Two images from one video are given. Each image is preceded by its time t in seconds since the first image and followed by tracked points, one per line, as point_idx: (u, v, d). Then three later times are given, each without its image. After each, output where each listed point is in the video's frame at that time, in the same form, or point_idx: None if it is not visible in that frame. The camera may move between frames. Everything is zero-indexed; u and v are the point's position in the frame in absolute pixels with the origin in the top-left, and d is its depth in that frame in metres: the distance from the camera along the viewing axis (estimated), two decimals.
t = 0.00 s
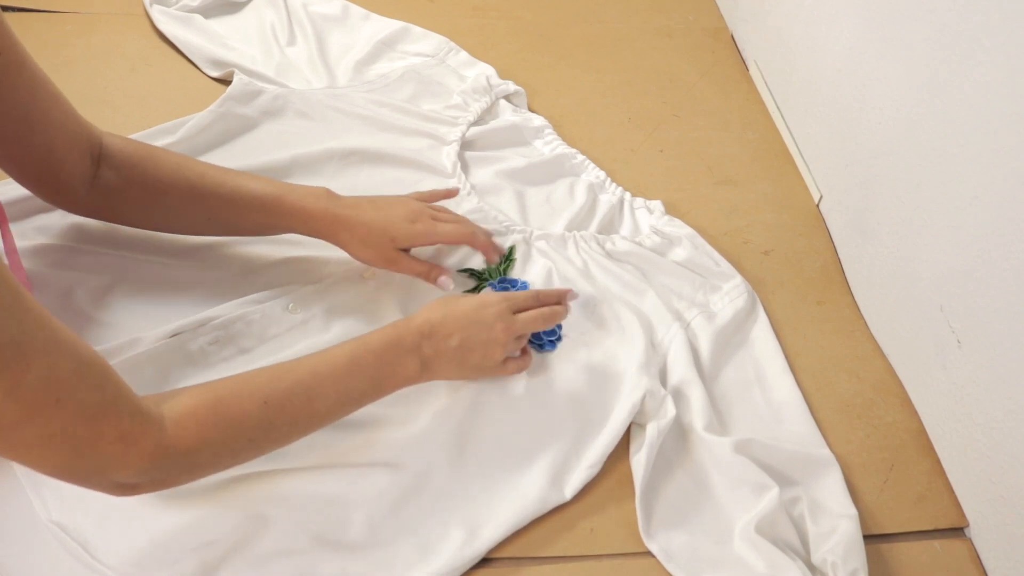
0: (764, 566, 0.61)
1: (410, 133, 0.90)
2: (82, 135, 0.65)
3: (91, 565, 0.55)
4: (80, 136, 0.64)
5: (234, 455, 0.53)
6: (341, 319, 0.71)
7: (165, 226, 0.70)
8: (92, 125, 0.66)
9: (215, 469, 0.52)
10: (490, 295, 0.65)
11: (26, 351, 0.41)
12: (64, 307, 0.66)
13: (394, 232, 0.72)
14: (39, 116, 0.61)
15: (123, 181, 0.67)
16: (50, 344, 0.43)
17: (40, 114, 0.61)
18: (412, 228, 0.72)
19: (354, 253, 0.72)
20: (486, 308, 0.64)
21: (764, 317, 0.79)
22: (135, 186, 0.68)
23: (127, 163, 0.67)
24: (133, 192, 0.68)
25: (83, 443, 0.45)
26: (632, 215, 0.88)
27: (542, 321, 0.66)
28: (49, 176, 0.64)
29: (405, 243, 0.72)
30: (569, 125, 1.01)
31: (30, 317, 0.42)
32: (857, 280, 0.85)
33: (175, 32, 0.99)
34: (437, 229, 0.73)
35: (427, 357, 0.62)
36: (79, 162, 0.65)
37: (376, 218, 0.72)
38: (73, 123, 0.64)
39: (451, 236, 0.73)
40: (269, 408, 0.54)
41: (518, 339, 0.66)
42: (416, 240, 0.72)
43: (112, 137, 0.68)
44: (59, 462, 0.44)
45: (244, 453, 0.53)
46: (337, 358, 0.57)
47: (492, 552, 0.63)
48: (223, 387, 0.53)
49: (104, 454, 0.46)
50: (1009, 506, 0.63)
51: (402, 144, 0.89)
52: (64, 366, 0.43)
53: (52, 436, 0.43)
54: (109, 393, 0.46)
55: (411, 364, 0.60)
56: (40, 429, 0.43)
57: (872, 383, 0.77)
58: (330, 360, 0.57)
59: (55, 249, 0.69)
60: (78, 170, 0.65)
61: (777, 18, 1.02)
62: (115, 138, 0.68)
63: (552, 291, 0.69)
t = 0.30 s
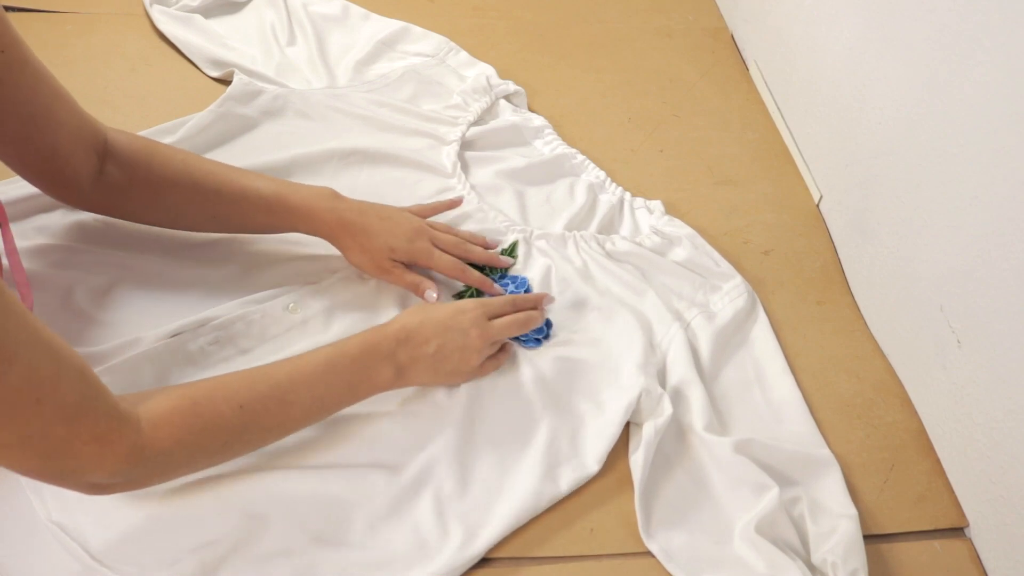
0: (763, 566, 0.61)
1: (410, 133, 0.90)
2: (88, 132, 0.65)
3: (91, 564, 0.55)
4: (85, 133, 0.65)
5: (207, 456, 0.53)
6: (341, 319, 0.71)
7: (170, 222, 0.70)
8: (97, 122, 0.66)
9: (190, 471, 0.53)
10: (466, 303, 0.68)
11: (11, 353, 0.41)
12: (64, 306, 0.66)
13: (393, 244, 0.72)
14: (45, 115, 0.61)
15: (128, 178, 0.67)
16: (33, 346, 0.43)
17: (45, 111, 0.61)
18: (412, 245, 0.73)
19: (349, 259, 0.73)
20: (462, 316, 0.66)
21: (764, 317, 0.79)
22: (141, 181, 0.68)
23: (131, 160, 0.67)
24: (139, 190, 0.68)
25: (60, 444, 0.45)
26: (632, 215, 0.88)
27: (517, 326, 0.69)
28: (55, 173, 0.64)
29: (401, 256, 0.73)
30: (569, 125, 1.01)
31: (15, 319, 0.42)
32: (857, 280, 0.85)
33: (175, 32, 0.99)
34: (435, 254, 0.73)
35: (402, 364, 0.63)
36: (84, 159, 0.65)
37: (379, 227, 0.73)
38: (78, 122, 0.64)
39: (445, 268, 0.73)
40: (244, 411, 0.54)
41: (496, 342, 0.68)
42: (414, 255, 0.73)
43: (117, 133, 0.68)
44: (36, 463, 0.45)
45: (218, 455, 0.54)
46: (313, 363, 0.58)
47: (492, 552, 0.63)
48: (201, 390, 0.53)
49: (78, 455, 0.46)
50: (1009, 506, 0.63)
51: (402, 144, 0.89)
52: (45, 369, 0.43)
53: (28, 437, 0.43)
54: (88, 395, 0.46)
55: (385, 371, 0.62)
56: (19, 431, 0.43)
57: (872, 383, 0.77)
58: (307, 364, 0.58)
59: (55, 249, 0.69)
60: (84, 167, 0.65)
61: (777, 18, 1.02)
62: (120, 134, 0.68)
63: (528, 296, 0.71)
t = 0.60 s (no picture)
0: (764, 566, 0.61)
1: (410, 133, 0.90)
2: (100, 127, 0.64)
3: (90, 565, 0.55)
4: (97, 129, 0.64)
5: (224, 451, 0.53)
6: (341, 319, 0.71)
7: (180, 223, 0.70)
8: (110, 118, 0.66)
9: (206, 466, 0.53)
10: (480, 320, 0.68)
11: (10, 338, 0.41)
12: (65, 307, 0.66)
13: (405, 253, 0.72)
14: (51, 108, 0.61)
15: (141, 176, 0.67)
16: (32, 333, 0.42)
17: (52, 105, 0.61)
18: (424, 254, 0.72)
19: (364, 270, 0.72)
20: (476, 332, 0.67)
21: (764, 317, 0.79)
22: (152, 180, 0.67)
23: (144, 158, 0.67)
24: (152, 188, 0.67)
25: (67, 429, 0.45)
26: (632, 215, 0.88)
27: (537, 343, 0.68)
28: (65, 168, 0.64)
29: (417, 266, 0.72)
30: (569, 125, 1.01)
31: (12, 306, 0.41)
32: (857, 280, 0.85)
33: (174, 32, 0.99)
34: (450, 261, 0.72)
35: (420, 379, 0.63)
36: (95, 154, 0.64)
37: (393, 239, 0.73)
38: (89, 116, 0.63)
39: (462, 273, 0.72)
40: (261, 408, 0.54)
41: (517, 361, 0.68)
42: (430, 265, 0.72)
43: (130, 129, 0.67)
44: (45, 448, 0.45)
45: (236, 450, 0.53)
46: (330, 369, 0.59)
47: (492, 552, 0.63)
48: (219, 383, 0.54)
49: (85, 442, 0.46)
50: (1009, 506, 0.63)
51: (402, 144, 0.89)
52: (46, 354, 0.43)
53: (33, 425, 0.43)
54: (91, 381, 0.45)
55: (402, 383, 0.62)
56: (23, 418, 0.43)
57: (872, 383, 0.77)
58: (326, 370, 0.59)
59: (54, 248, 0.69)
60: (94, 163, 0.64)
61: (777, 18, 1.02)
62: (133, 131, 0.67)
63: (549, 315, 0.71)
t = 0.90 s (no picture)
0: (764, 566, 0.61)
1: (410, 133, 0.90)
2: (103, 118, 0.64)
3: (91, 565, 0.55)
4: (101, 121, 0.64)
5: (257, 447, 0.53)
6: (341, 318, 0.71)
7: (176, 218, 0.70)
8: (115, 110, 0.66)
9: (238, 464, 0.53)
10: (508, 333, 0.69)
11: (27, 325, 0.41)
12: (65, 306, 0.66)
13: (398, 276, 0.72)
14: (53, 102, 0.60)
15: (145, 167, 0.67)
16: (51, 322, 0.42)
17: (55, 99, 0.60)
18: (415, 280, 0.72)
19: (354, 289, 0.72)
20: (506, 343, 0.68)
21: (764, 317, 0.79)
22: (154, 174, 0.67)
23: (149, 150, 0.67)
24: (158, 181, 0.67)
25: (100, 419, 0.45)
26: (632, 215, 0.88)
27: (567, 348, 0.68)
28: (68, 159, 0.63)
29: (404, 288, 0.72)
30: (569, 125, 1.01)
31: (27, 295, 0.42)
32: (857, 280, 0.85)
33: (175, 32, 0.99)
34: (439, 295, 0.73)
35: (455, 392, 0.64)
36: (98, 147, 0.64)
37: (396, 259, 0.73)
38: (94, 108, 0.63)
39: (447, 307, 0.72)
40: (293, 405, 0.55)
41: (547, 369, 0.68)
42: (416, 287, 0.72)
43: (132, 121, 0.67)
44: (78, 440, 0.45)
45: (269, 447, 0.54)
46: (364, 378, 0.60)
47: (492, 552, 0.63)
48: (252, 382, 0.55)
49: (118, 431, 0.46)
50: (1009, 506, 0.63)
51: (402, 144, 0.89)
52: (69, 343, 0.43)
53: (63, 414, 0.43)
54: (119, 369, 0.46)
55: (438, 394, 0.63)
56: (52, 407, 0.43)
57: (872, 383, 0.77)
58: (363, 379, 0.60)
59: (54, 246, 0.69)
60: (97, 154, 0.64)
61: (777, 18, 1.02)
62: (136, 124, 0.67)
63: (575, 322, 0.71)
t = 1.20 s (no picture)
0: (763, 566, 0.61)
1: (410, 133, 0.90)
2: (123, 116, 0.63)
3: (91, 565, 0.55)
4: (123, 118, 0.63)
5: (250, 449, 0.53)
6: (341, 318, 0.71)
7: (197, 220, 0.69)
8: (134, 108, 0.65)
9: (230, 465, 0.53)
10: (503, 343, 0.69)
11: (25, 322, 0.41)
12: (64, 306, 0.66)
13: (428, 281, 0.71)
14: (68, 100, 0.59)
15: (170, 167, 0.66)
16: (48, 319, 0.42)
17: (70, 97, 0.59)
18: (447, 282, 0.72)
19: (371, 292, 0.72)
20: (501, 355, 0.67)
21: (764, 317, 0.79)
22: (177, 176, 0.66)
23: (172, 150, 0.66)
24: (184, 181, 0.66)
25: (96, 415, 0.45)
26: (632, 215, 0.88)
27: (562, 359, 0.68)
28: (89, 157, 0.62)
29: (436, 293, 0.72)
30: (570, 125, 1.01)
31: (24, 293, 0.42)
32: (857, 280, 0.85)
33: (174, 32, 0.99)
34: (473, 290, 0.72)
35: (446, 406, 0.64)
36: (120, 147, 0.63)
37: (422, 262, 0.72)
38: (114, 105, 0.62)
39: (485, 298, 0.72)
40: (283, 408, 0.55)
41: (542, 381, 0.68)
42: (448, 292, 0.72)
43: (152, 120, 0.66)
44: (74, 437, 0.45)
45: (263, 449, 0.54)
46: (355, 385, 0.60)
47: (492, 552, 0.63)
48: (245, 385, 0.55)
49: (110, 429, 0.46)
50: (1009, 505, 0.63)
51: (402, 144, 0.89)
52: (66, 341, 0.43)
53: (61, 411, 0.43)
54: (113, 366, 0.46)
55: (429, 410, 0.63)
56: (51, 403, 0.43)
57: (872, 383, 0.77)
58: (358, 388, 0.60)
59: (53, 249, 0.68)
60: (120, 154, 0.63)
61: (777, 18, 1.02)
62: (157, 123, 0.66)
63: (573, 333, 0.71)
